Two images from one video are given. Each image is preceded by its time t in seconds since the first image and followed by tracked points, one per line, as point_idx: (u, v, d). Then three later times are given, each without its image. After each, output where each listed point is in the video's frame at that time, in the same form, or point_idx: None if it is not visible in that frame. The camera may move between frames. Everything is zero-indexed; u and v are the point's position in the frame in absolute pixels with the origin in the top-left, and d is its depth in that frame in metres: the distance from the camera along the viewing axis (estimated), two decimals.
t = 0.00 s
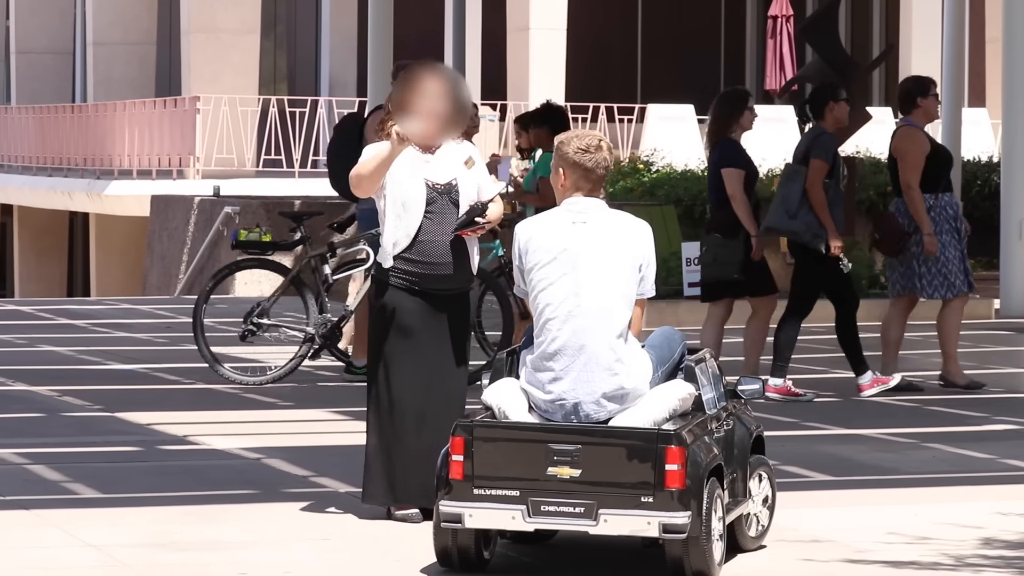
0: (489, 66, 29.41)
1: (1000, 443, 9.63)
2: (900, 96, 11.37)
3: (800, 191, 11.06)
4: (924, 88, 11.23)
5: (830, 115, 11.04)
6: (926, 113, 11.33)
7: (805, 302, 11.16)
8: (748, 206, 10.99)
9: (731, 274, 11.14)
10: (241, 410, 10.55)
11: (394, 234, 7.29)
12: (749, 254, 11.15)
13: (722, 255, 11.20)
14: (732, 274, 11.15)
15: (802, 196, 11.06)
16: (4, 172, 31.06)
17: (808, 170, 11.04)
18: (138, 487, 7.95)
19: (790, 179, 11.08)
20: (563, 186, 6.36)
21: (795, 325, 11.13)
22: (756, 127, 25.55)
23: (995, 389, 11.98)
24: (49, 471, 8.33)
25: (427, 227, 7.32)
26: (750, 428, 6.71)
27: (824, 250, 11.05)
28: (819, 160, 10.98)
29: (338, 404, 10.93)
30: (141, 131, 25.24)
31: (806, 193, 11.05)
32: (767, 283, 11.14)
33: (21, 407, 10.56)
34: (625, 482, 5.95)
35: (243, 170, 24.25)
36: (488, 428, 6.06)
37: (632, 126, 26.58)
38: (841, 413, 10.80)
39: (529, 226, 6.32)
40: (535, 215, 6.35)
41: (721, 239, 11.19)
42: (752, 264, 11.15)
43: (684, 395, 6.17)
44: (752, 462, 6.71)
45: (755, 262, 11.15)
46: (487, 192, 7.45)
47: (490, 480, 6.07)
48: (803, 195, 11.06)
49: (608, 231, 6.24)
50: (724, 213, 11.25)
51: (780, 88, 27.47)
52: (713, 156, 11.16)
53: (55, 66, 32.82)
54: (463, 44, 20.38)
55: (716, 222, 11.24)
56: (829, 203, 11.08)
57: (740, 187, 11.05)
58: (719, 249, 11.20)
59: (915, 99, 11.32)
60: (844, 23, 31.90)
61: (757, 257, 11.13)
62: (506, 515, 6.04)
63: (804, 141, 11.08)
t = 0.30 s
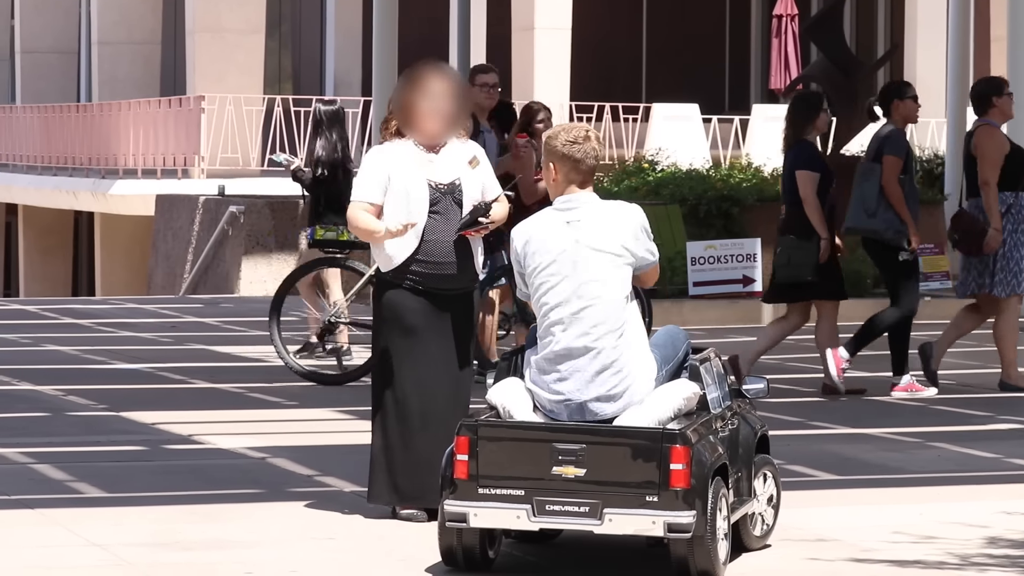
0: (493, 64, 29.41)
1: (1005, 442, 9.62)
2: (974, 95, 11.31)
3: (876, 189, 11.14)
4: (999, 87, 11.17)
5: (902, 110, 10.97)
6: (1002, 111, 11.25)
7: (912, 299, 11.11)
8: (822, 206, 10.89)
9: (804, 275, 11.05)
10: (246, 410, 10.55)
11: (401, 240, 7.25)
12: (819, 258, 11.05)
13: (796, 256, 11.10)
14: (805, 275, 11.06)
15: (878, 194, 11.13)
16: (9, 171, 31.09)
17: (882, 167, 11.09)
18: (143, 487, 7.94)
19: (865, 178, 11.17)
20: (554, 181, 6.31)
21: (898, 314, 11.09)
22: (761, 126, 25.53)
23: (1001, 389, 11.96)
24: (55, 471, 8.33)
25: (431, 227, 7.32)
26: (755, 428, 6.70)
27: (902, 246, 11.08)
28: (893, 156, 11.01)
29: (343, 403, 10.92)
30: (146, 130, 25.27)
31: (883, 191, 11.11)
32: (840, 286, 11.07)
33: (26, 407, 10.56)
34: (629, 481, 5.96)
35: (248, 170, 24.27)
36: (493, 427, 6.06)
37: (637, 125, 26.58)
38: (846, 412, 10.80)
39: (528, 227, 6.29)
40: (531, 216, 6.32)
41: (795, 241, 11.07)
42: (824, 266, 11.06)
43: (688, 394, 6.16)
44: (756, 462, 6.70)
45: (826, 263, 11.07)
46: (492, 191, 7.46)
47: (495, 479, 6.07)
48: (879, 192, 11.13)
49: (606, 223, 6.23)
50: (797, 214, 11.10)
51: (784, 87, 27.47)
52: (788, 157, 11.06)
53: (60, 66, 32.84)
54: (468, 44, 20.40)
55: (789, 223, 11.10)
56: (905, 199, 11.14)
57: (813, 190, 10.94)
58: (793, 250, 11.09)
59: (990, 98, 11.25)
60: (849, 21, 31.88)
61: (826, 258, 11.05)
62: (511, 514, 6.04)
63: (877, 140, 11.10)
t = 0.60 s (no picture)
0: (497, 64, 29.41)
1: (1009, 442, 9.61)
2: None
3: (937, 189, 11.19)
4: None
5: (961, 114, 11.13)
6: None
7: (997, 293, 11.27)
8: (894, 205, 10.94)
9: (875, 272, 11.06)
10: (250, 410, 10.56)
11: (400, 243, 7.28)
12: (888, 257, 11.07)
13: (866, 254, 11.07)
14: (876, 272, 11.07)
15: (939, 194, 11.18)
16: (13, 171, 31.12)
17: (943, 167, 11.16)
18: (147, 486, 7.96)
19: (926, 179, 11.23)
20: (556, 176, 6.33)
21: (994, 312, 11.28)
22: (766, 126, 25.51)
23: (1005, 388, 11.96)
24: (59, 470, 8.34)
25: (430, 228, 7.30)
26: (759, 427, 6.70)
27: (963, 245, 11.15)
28: (954, 157, 11.09)
29: (348, 404, 10.93)
30: (150, 130, 25.30)
31: (942, 191, 11.16)
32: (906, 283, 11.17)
33: (30, 406, 10.59)
34: (633, 481, 5.96)
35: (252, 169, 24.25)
36: (498, 427, 6.06)
37: (642, 125, 26.59)
38: (851, 412, 10.80)
39: (532, 225, 6.25)
40: (536, 215, 6.29)
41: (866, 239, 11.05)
42: (893, 265, 11.09)
43: (692, 394, 6.15)
44: (760, 461, 6.70)
45: (896, 262, 11.10)
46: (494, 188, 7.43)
47: (499, 479, 6.07)
48: (939, 192, 11.18)
49: (604, 219, 6.22)
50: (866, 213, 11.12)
51: (789, 87, 27.47)
52: (854, 159, 11.11)
53: (64, 65, 32.86)
54: (471, 44, 20.40)
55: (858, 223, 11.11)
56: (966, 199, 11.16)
57: (887, 189, 10.98)
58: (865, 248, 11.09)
59: None
60: (853, 22, 31.87)
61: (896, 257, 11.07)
62: (515, 514, 6.04)
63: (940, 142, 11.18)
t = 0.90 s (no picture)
0: (500, 64, 29.43)
1: (1013, 442, 9.61)
2: None
3: (1007, 188, 11.10)
4: None
5: None
6: None
7: None
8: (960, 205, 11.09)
9: (945, 270, 11.19)
10: (254, 410, 10.57)
11: (397, 245, 7.27)
12: (958, 255, 11.20)
13: (935, 252, 11.24)
14: (946, 270, 11.19)
15: (1008, 192, 11.11)
16: (17, 171, 31.16)
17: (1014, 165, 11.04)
18: (150, 486, 7.96)
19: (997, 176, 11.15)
20: (553, 176, 6.32)
21: None
22: (769, 126, 25.53)
23: (1007, 388, 11.96)
24: (62, 470, 8.35)
25: (426, 228, 7.31)
26: (762, 427, 6.69)
27: None
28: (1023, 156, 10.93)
29: (351, 404, 10.94)
30: (154, 130, 25.33)
31: (1011, 190, 11.09)
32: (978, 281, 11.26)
33: (34, 406, 10.60)
34: (636, 481, 5.96)
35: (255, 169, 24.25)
36: (501, 427, 6.06)
37: (646, 125, 26.60)
38: (854, 411, 10.80)
39: (533, 226, 6.25)
40: (536, 215, 6.30)
41: (934, 238, 11.25)
42: (963, 262, 11.22)
43: (695, 393, 6.14)
44: (763, 460, 6.70)
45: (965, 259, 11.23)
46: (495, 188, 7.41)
47: (502, 479, 6.07)
48: (1008, 192, 11.11)
49: (604, 216, 6.21)
50: (935, 211, 11.30)
51: (792, 87, 27.47)
52: (924, 157, 11.29)
53: (67, 65, 32.89)
54: (476, 46, 20.39)
55: (928, 221, 11.31)
56: None
57: (954, 186, 11.12)
58: (933, 247, 11.25)
59: None
60: (857, 21, 31.87)
61: (965, 254, 11.21)
62: (518, 514, 6.05)
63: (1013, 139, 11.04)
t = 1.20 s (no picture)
0: (506, 63, 29.47)
1: (1018, 440, 9.61)
2: None
3: None
4: None
5: None
6: None
7: None
8: None
9: (1009, 275, 11.09)
10: (259, 408, 10.57)
11: (387, 241, 7.22)
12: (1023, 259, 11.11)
13: (1000, 255, 11.14)
14: (1009, 275, 11.10)
15: None
16: (21, 169, 31.19)
17: None
18: (156, 485, 7.97)
19: None
20: (554, 175, 6.33)
21: None
22: (774, 124, 25.54)
23: (1012, 387, 11.96)
24: (67, 469, 8.35)
25: (415, 228, 7.20)
26: (767, 426, 6.70)
27: None
28: None
29: (357, 402, 10.94)
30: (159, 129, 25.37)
31: None
32: None
33: (39, 405, 10.61)
34: (641, 480, 5.96)
35: (260, 168, 24.28)
36: (506, 426, 6.07)
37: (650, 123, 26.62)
38: (859, 410, 10.79)
39: (535, 227, 6.26)
40: (539, 216, 6.31)
41: (1000, 240, 11.15)
42: None
43: (700, 392, 6.14)
44: (769, 459, 6.70)
45: None
46: (503, 195, 7.22)
47: (508, 478, 6.07)
48: None
49: (603, 219, 6.21)
50: (1001, 214, 11.21)
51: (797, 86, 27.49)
52: (991, 159, 11.16)
53: (72, 64, 32.93)
54: (481, 46, 20.41)
55: (993, 223, 11.23)
56: None
57: (1019, 191, 11.03)
58: (998, 249, 11.15)
59: None
60: (861, 19, 31.90)
61: None
62: (523, 513, 6.05)
63: None
